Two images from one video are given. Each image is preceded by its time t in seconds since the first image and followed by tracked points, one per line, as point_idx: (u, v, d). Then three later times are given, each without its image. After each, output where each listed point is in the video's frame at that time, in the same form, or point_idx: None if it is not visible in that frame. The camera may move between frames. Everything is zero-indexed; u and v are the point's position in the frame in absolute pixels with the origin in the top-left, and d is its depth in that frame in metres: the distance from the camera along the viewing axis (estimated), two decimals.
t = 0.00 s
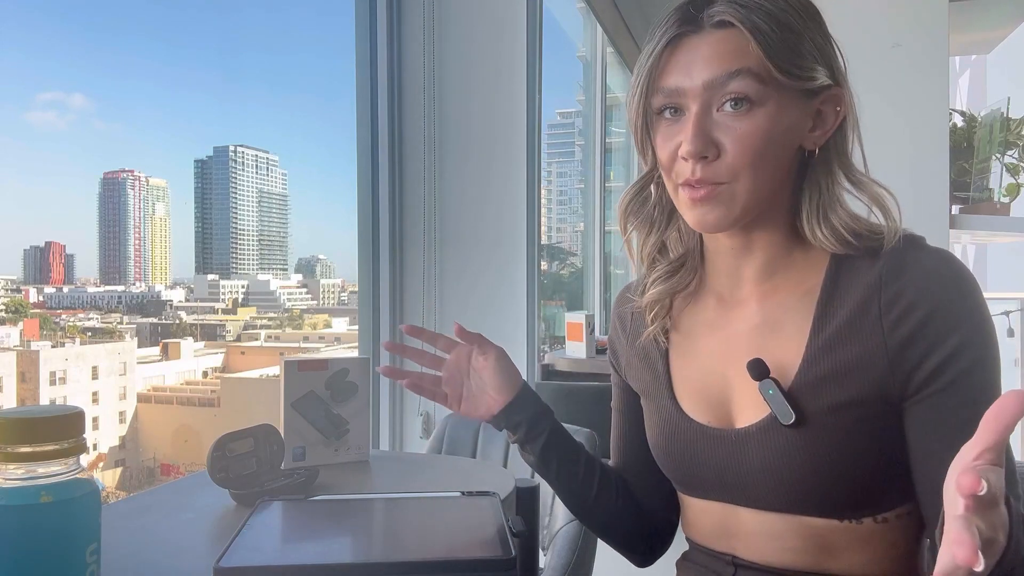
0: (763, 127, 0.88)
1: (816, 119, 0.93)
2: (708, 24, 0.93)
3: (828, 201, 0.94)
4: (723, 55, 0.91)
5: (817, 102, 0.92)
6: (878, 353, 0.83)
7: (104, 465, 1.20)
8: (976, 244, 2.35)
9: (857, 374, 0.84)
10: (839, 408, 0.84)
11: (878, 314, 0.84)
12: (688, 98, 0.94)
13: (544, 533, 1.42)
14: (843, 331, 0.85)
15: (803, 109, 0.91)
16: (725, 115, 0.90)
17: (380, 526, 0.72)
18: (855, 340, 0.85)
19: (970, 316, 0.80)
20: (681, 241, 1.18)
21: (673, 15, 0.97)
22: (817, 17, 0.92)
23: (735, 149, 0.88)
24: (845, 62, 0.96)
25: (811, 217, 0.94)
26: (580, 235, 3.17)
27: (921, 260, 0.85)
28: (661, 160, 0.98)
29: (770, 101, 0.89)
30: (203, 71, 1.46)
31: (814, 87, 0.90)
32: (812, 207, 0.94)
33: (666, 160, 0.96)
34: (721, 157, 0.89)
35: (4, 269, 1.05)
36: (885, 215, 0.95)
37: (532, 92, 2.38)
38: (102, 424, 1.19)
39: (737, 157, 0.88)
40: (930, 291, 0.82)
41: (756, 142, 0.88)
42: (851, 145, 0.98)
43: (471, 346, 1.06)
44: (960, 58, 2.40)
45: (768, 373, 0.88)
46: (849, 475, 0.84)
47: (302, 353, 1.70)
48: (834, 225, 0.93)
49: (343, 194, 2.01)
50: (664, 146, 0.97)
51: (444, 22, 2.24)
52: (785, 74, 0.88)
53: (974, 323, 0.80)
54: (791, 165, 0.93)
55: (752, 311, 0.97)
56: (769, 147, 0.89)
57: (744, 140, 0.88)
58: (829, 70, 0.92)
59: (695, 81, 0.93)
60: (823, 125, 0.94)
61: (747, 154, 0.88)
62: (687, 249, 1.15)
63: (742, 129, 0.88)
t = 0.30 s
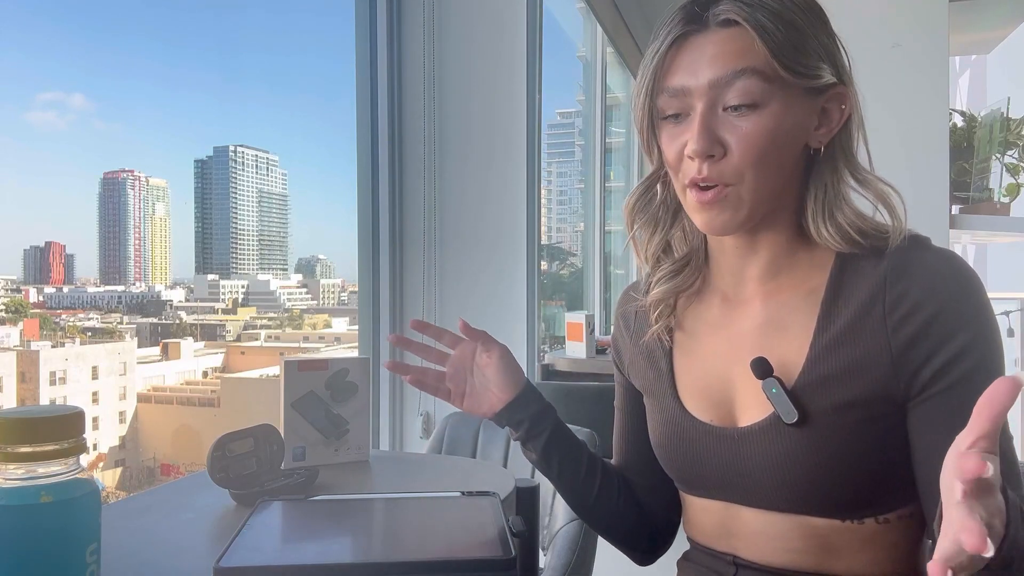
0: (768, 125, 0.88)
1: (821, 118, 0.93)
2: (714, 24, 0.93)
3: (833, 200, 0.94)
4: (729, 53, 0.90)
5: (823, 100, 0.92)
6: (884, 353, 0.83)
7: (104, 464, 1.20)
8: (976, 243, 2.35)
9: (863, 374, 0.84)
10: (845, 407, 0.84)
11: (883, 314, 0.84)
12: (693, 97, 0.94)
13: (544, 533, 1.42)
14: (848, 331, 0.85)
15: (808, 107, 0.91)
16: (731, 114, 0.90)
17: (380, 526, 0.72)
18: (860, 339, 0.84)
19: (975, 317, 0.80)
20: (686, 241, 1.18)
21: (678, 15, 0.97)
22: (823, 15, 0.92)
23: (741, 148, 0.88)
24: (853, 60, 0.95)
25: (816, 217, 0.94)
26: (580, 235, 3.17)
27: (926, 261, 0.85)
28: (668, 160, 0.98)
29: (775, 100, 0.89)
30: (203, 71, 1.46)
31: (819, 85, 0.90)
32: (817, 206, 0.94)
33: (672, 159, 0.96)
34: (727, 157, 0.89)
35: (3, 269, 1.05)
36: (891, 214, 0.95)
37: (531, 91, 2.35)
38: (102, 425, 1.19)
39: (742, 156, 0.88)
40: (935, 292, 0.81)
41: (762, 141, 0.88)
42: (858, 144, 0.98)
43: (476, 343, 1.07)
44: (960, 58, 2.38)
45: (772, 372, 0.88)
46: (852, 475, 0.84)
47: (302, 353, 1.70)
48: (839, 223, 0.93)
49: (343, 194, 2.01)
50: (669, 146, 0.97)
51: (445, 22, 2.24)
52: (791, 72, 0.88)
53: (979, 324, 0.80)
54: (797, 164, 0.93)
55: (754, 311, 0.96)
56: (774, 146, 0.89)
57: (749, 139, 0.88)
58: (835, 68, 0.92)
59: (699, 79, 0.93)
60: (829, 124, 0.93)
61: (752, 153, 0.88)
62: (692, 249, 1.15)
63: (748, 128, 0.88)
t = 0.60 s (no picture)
0: (750, 131, 0.88)
1: (808, 116, 0.93)
2: (687, 38, 0.94)
3: (834, 197, 0.94)
4: (701, 65, 0.91)
5: (808, 99, 0.92)
6: (884, 355, 0.83)
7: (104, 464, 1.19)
8: (976, 244, 2.35)
9: (864, 375, 0.84)
10: (846, 409, 0.84)
11: (885, 315, 0.84)
12: (671, 111, 0.94)
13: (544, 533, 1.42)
14: (850, 332, 0.85)
15: (792, 107, 0.91)
16: (709, 125, 0.90)
17: (381, 526, 0.72)
18: (862, 340, 0.84)
19: (976, 316, 0.80)
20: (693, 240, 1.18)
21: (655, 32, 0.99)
22: (801, 16, 0.91)
23: (720, 156, 0.88)
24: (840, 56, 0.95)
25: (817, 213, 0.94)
26: (580, 235, 3.17)
27: (928, 262, 0.85)
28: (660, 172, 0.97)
29: (753, 105, 0.88)
30: (204, 71, 1.46)
31: (801, 85, 0.90)
32: (817, 202, 0.94)
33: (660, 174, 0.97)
34: (707, 167, 0.89)
35: (4, 269, 1.05)
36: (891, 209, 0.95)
37: (531, 91, 2.36)
38: (102, 425, 1.19)
39: (725, 164, 0.88)
40: (938, 294, 0.81)
41: (745, 147, 0.88)
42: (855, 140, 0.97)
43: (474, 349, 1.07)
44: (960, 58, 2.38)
45: (772, 372, 0.88)
46: (855, 475, 0.84)
47: (302, 353, 1.70)
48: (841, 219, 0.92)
49: (343, 194, 2.01)
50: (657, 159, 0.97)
51: (445, 22, 2.24)
52: (768, 77, 0.88)
53: (980, 326, 0.80)
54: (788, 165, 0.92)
55: (756, 313, 0.96)
56: (759, 150, 0.88)
57: (731, 147, 0.88)
58: (816, 68, 0.92)
59: (675, 92, 0.93)
60: (817, 122, 0.93)
61: (734, 160, 0.88)
62: (698, 247, 1.14)
63: (729, 136, 0.88)
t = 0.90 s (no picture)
0: (694, 141, 0.90)
1: (764, 121, 0.91)
2: (646, 52, 0.97)
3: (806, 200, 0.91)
4: (654, 77, 0.94)
5: (762, 105, 0.91)
6: (863, 364, 0.82)
7: (104, 464, 1.19)
8: (976, 244, 2.33)
9: (843, 383, 0.83)
10: (826, 414, 0.84)
11: (869, 322, 0.82)
12: (634, 120, 0.98)
13: (545, 532, 1.42)
14: (834, 338, 0.84)
15: (742, 115, 0.90)
16: (658, 135, 0.93)
17: (381, 526, 0.72)
18: (843, 347, 0.83)
19: (963, 326, 0.75)
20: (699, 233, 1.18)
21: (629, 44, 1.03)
22: (755, 17, 0.90)
23: (666, 166, 0.91)
24: (809, 51, 0.90)
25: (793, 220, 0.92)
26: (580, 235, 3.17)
27: (928, 267, 0.81)
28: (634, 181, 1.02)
29: (697, 116, 0.90)
30: (203, 70, 1.46)
31: (744, 90, 0.89)
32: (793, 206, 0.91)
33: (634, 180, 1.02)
34: (656, 173, 0.93)
35: (3, 269, 1.05)
36: (876, 212, 0.91)
37: (531, 91, 2.38)
38: (102, 425, 1.19)
39: (667, 173, 0.91)
40: (923, 301, 0.77)
41: (688, 157, 0.90)
42: (834, 136, 0.91)
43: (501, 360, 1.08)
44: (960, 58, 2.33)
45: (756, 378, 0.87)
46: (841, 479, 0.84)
47: (301, 353, 1.70)
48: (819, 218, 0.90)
49: (342, 194, 2.01)
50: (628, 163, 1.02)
51: (445, 21, 2.23)
52: (709, 89, 0.89)
53: (972, 334, 0.74)
54: (744, 173, 0.92)
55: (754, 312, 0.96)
56: (703, 159, 0.90)
57: (676, 157, 0.91)
58: (771, 69, 0.89)
59: (632, 102, 0.97)
60: (775, 128, 0.91)
61: (677, 169, 0.91)
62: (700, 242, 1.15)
63: (672, 148, 0.91)
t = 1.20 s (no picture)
0: (663, 148, 0.90)
1: (732, 123, 0.90)
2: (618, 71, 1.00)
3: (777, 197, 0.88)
4: (625, 94, 0.96)
5: (728, 108, 0.89)
6: (844, 367, 0.79)
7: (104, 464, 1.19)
8: (976, 244, 2.33)
9: (823, 387, 0.80)
10: (813, 419, 0.82)
11: (854, 323, 0.79)
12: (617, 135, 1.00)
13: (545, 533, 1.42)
14: (818, 340, 0.81)
15: (708, 120, 0.90)
16: (632, 147, 0.94)
17: (380, 526, 0.72)
18: (826, 351, 0.80)
19: (945, 325, 0.72)
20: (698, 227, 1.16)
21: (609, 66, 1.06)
22: (715, 25, 0.90)
23: (642, 175, 0.92)
24: (774, 48, 0.88)
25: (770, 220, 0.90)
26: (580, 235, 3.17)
27: (923, 262, 0.78)
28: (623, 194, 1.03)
29: (665, 124, 0.90)
30: (204, 70, 1.46)
31: (707, 95, 0.89)
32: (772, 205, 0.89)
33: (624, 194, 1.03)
34: (637, 183, 0.94)
35: (4, 269, 1.05)
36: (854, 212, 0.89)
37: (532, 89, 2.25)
38: (102, 425, 1.19)
39: (643, 183, 0.92)
40: (906, 298, 0.74)
41: (659, 165, 0.90)
42: (801, 130, 0.88)
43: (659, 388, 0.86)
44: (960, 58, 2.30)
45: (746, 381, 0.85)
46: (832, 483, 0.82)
47: (301, 353, 1.70)
48: (801, 214, 0.87)
49: (343, 194, 2.01)
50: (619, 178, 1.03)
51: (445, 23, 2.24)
52: (671, 98, 0.90)
53: (955, 328, 0.71)
54: (720, 176, 0.91)
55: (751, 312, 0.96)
56: (675, 165, 0.90)
57: (647, 166, 0.91)
58: (731, 72, 0.88)
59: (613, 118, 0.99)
60: (744, 129, 0.89)
61: (651, 178, 0.91)
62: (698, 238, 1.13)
63: (644, 158, 0.91)
